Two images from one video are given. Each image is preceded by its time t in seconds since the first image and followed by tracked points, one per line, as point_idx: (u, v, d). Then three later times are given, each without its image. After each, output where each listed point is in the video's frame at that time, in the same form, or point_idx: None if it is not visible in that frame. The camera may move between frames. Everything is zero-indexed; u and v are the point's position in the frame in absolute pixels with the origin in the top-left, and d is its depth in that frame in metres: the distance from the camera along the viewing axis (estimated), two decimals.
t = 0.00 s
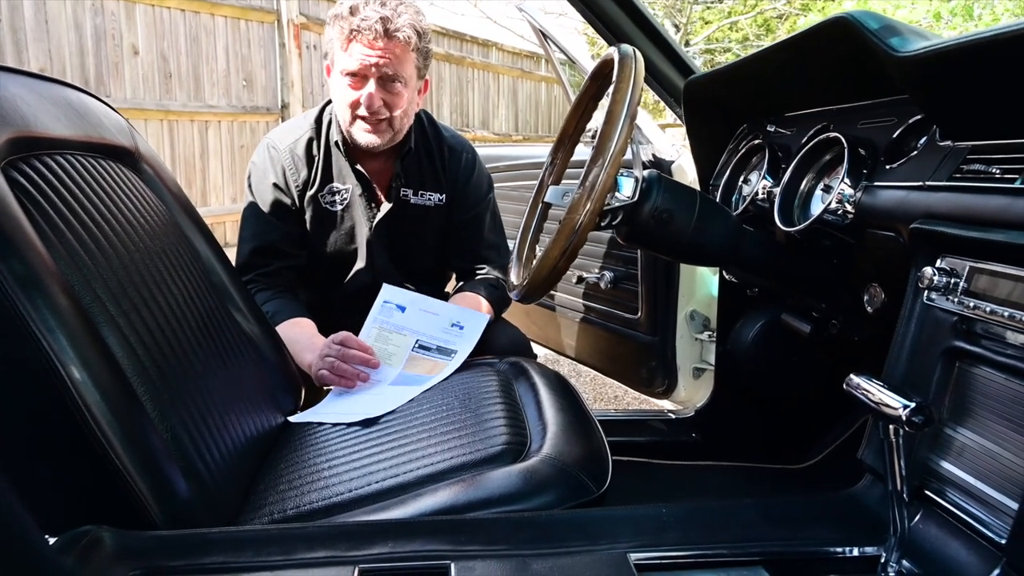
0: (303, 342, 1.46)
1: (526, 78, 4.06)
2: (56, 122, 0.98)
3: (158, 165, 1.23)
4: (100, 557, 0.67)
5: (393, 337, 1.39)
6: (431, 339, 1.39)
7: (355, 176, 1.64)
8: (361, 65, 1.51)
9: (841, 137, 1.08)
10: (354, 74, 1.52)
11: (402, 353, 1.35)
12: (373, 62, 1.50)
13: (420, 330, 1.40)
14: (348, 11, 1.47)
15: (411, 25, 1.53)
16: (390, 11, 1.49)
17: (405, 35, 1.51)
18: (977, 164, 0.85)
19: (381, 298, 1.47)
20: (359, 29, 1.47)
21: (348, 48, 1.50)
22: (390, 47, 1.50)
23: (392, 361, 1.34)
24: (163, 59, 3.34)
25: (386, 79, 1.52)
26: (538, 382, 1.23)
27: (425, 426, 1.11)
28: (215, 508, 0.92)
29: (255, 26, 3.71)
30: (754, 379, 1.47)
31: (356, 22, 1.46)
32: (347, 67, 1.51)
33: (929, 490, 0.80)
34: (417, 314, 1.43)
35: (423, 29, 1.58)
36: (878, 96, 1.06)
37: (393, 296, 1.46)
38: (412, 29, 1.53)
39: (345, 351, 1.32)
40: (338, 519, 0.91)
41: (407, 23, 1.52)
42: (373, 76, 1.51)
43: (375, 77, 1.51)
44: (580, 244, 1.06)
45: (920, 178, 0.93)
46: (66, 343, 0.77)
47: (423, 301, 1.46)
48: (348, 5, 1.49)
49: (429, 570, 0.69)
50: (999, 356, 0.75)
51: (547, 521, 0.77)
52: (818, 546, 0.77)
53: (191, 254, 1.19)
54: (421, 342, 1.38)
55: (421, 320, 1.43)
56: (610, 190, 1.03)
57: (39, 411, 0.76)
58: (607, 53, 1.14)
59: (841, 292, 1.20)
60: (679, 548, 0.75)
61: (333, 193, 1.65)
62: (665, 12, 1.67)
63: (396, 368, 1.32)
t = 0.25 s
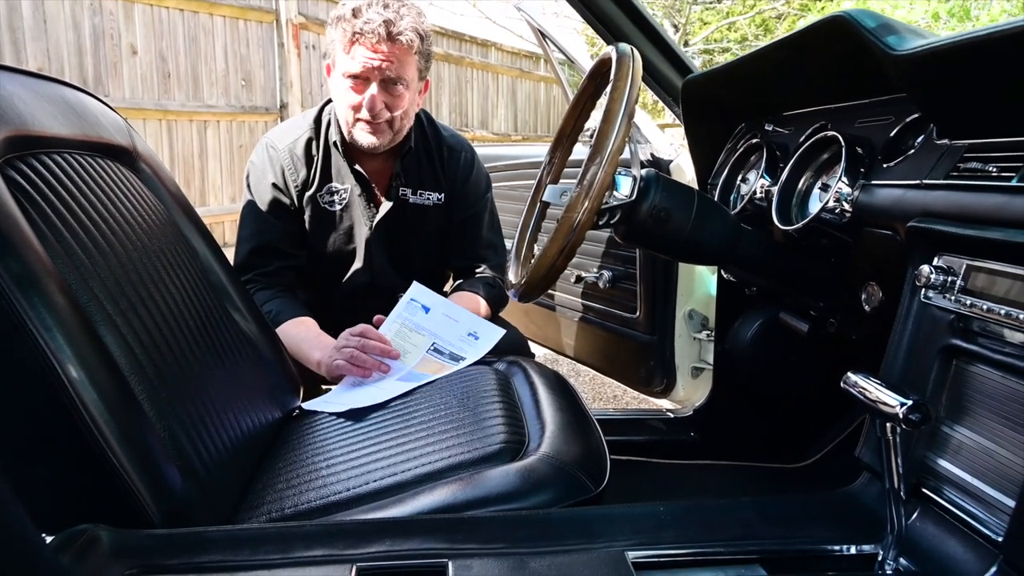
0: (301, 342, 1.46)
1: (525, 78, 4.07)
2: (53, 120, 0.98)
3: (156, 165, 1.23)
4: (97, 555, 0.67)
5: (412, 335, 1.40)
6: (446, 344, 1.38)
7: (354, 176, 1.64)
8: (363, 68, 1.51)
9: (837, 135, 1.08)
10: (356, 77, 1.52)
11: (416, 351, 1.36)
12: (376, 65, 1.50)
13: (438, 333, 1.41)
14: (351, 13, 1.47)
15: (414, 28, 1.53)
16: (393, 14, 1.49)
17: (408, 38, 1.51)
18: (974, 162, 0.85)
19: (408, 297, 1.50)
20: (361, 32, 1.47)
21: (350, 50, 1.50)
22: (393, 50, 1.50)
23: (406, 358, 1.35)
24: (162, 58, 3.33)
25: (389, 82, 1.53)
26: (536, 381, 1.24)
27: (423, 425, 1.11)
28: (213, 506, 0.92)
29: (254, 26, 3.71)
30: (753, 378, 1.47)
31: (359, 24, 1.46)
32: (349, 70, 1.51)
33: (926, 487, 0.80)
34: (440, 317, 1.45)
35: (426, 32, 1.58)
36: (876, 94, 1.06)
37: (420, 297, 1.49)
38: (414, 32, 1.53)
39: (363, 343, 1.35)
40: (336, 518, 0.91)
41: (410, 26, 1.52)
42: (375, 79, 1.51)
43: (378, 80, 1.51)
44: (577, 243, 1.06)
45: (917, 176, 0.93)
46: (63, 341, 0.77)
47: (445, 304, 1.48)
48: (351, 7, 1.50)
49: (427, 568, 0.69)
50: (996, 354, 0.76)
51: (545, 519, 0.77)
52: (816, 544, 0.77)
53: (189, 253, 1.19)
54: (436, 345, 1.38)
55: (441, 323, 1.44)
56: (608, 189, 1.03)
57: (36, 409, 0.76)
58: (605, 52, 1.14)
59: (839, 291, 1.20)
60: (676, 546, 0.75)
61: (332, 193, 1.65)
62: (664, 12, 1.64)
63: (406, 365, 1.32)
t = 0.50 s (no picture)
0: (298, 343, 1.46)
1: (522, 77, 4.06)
2: (48, 120, 0.98)
3: (152, 164, 1.23)
4: (91, 556, 0.67)
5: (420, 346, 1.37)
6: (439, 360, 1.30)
7: (352, 175, 1.65)
8: (367, 67, 1.50)
9: (832, 136, 1.08)
10: (359, 75, 1.52)
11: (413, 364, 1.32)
12: (380, 64, 1.50)
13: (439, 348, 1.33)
14: (356, 12, 1.46)
15: (418, 28, 1.53)
16: (397, 14, 1.49)
17: (412, 39, 1.51)
18: (967, 162, 0.86)
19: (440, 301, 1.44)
20: (366, 31, 1.47)
21: (354, 49, 1.50)
22: (398, 50, 1.50)
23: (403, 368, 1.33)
24: (159, 58, 3.33)
25: (392, 81, 1.53)
26: (532, 381, 1.24)
27: (419, 425, 1.11)
28: (208, 507, 0.92)
29: (250, 25, 3.71)
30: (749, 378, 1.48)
31: (364, 24, 1.45)
32: (353, 68, 1.51)
33: (920, 487, 0.80)
34: (449, 331, 1.35)
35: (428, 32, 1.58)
36: (872, 95, 1.06)
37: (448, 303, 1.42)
38: (418, 33, 1.53)
39: (370, 344, 1.37)
40: (332, 518, 0.91)
41: (414, 26, 1.52)
42: (378, 78, 1.51)
43: (381, 79, 1.51)
44: (572, 243, 1.06)
45: (911, 177, 0.93)
46: (58, 341, 0.77)
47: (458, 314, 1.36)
48: (355, 6, 1.49)
49: (421, 568, 0.69)
50: (989, 354, 0.76)
51: (539, 519, 0.77)
52: (810, 543, 0.77)
53: (184, 252, 1.19)
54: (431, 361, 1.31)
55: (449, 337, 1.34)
56: (603, 189, 1.03)
57: (30, 410, 0.76)
58: (600, 51, 1.14)
59: (835, 291, 1.20)
60: (671, 545, 0.75)
61: (331, 193, 1.65)
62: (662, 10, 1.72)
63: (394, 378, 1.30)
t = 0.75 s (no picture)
0: (293, 343, 1.46)
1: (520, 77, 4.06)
2: (41, 120, 0.98)
3: (146, 164, 1.22)
4: (84, 556, 0.67)
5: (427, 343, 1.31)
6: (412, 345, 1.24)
7: (349, 175, 1.64)
8: (371, 70, 1.51)
9: (825, 136, 1.09)
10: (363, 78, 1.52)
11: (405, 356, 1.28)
12: (383, 67, 1.51)
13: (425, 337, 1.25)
14: (360, 15, 1.46)
15: (421, 31, 1.54)
16: (402, 17, 1.49)
17: (416, 42, 1.52)
18: (958, 163, 0.86)
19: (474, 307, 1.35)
20: (372, 35, 1.47)
21: (358, 53, 1.50)
22: (402, 53, 1.51)
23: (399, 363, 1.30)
24: (155, 58, 3.32)
25: (395, 84, 1.54)
26: (526, 380, 1.24)
27: (413, 425, 1.11)
28: (201, 507, 0.92)
29: (248, 25, 3.70)
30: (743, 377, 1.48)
31: (370, 28, 1.46)
32: (356, 72, 1.52)
33: (911, 486, 0.80)
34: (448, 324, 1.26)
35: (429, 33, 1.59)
36: (864, 95, 1.06)
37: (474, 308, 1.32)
38: (421, 36, 1.53)
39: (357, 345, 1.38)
40: (325, 518, 0.91)
41: (417, 30, 1.52)
42: (382, 81, 1.52)
43: (384, 82, 1.52)
44: (566, 244, 1.07)
45: (902, 177, 0.94)
46: (50, 342, 0.77)
47: (451, 318, 1.40)
48: (359, 8, 1.49)
49: (414, 568, 0.69)
50: (980, 354, 0.76)
51: (532, 519, 0.77)
52: (802, 543, 0.78)
53: (179, 252, 1.19)
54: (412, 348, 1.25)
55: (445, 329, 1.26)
56: (597, 189, 1.03)
57: (22, 411, 0.76)
58: (594, 52, 1.14)
59: (829, 291, 1.20)
60: (664, 545, 0.75)
61: (328, 193, 1.65)
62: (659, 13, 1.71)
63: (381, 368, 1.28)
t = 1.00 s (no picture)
0: (286, 343, 1.46)
1: (520, 78, 4.05)
2: (33, 120, 0.97)
3: (139, 164, 1.22)
4: (74, 557, 0.67)
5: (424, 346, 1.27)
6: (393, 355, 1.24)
7: (345, 174, 1.64)
8: (366, 75, 1.50)
9: (818, 136, 1.09)
10: (357, 84, 1.51)
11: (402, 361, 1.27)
12: (378, 72, 1.50)
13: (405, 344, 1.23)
14: (353, 20, 1.44)
15: (415, 32, 1.52)
16: (395, 21, 1.48)
17: (410, 45, 1.51)
18: (948, 162, 0.86)
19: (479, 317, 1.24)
20: (366, 41, 1.46)
21: (352, 58, 1.48)
22: (396, 57, 1.50)
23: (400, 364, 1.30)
24: (151, 58, 3.32)
25: (390, 88, 1.53)
26: (521, 379, 1.24)
27: (407, 425, 1.11)
28: (193, 507, 0.92)
29: (244, 25, 3.69)
30: (738, 378, 1.48)
31: (364, 33, 1.44)
32: (350, 76, 1.51)
33: (902, 485, 0.81)
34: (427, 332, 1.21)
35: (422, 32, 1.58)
36: (856, 95, 1.06)
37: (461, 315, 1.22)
38: (416, 38, 1.52)
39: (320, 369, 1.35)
40: (317, 518, 0.91)
41: (411, 32, 1.51)
42: (376, 86, 1.51)
43: (379, 87, 1.51)
44: (559, 244, 1.07)
45: (893, 177, 0.94)
46: (41, 342, 0.77)
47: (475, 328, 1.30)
48: (351, 13, 1.47)
49: (405, 568, 0.69)
50: (970, 353, 0.76)
51: (524, 519, 0.77)
52: (794, 542, 0.78)
53: (172, 253, 1.18)
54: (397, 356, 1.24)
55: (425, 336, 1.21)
56: (589, 188, 1.03)
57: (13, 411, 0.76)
58: (588, 51, 1.14)
59: (823, 291, 1.20)
60: (656, 544, 0.75)
61: (322, 193, 1.65)
62: (654, 12, 1.67)
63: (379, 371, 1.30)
